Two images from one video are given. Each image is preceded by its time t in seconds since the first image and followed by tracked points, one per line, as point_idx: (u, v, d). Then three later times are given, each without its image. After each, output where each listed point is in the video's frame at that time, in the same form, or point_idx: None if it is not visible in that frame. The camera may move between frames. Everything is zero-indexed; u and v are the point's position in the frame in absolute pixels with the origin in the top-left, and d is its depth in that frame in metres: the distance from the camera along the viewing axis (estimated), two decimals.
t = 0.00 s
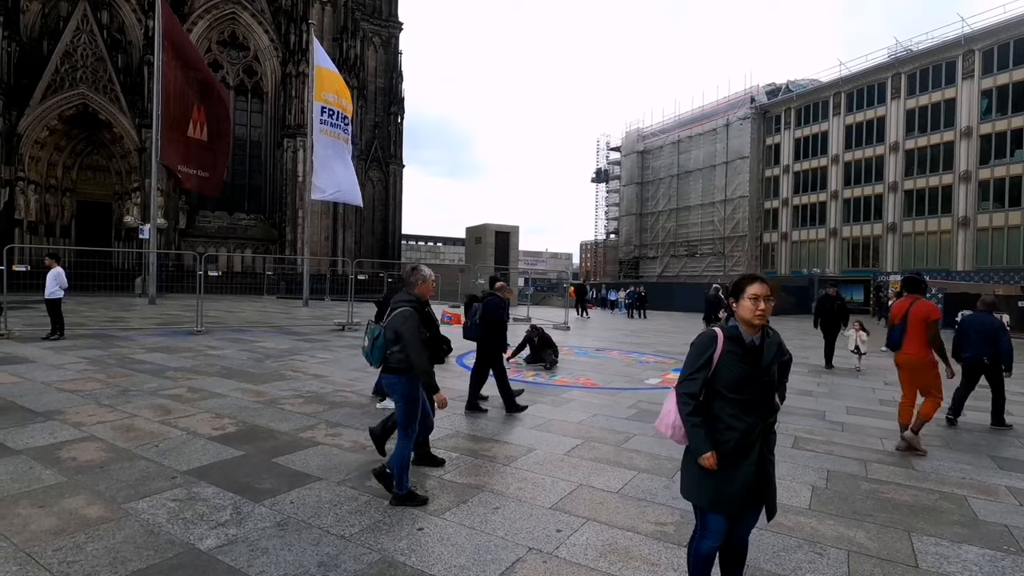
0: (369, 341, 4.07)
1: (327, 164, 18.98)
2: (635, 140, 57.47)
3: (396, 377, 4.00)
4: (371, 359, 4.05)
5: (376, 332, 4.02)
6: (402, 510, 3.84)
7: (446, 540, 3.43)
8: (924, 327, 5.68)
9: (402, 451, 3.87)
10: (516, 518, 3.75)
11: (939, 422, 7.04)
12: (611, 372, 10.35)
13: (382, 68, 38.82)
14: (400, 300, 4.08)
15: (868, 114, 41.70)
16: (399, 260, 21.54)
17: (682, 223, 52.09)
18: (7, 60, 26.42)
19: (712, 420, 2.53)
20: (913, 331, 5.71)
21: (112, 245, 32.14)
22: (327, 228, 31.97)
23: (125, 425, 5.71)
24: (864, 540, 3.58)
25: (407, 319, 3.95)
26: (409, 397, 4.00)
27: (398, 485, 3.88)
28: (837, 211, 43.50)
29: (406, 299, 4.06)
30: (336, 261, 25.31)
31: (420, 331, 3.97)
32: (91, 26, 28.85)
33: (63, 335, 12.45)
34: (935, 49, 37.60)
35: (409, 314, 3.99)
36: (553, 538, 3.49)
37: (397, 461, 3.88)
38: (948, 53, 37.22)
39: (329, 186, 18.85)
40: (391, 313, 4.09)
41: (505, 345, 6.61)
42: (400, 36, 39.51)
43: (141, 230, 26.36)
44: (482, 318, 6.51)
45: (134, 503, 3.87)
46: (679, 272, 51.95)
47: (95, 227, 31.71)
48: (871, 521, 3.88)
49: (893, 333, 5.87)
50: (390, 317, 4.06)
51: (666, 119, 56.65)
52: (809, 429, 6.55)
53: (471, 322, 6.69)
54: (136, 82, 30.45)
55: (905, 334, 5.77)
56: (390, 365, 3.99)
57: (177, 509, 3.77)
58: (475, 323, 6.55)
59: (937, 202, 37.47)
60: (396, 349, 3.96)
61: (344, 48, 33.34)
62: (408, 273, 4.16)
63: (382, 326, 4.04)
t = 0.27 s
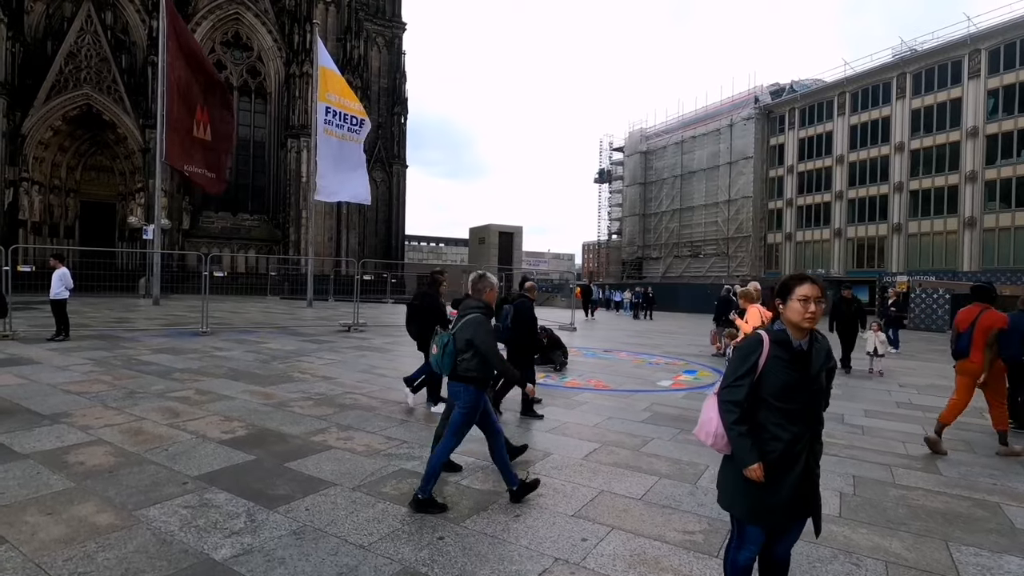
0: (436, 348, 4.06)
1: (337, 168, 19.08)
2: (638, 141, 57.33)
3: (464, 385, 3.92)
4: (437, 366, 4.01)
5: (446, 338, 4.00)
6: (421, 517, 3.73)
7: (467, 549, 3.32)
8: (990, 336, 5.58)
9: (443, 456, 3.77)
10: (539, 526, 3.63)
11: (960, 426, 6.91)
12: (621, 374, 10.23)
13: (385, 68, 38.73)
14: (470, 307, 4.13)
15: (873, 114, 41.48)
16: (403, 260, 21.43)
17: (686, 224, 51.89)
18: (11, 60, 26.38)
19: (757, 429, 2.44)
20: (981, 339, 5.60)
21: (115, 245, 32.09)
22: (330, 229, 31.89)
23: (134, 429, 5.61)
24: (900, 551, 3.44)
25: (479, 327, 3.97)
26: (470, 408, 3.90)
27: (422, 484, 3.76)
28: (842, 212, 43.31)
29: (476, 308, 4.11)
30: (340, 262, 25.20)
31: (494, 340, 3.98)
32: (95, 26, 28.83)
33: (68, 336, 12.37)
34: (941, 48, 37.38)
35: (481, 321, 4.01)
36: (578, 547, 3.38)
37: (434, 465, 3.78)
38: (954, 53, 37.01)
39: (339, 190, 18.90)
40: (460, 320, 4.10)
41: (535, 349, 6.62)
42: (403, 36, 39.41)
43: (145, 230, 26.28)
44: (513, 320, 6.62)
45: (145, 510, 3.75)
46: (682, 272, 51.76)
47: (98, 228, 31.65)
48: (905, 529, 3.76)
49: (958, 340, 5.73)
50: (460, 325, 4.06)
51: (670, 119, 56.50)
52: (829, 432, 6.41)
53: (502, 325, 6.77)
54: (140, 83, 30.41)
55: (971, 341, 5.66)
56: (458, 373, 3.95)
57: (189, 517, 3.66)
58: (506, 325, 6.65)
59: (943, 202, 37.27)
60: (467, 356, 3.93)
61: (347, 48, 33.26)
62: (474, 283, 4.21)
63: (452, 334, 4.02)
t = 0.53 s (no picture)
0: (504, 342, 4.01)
1: (347, 173, 19.07)
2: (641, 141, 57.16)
3: (532, 382, 3.92)
4: (506, 361, 3.98)
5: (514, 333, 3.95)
6: (436, 526, 3.61)
7: (486, 560, 3.21)
8: None
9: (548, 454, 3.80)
10: (558, 536, 3.52)
11: (979, 429, 6.78)
12: (631, 375, 10.11)
13: (389, 68, 38.64)
14: (538, 302, 4.06)
15: (879, 113, 41.23)
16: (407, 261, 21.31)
17: (690, 224, 51.65)
18: (16, 60, 26.34)
19: (796, 440, 2.32)
20: None
21: (119, 246, 32.07)
22: (334, 229, 31.83)
23: (140, 432, 5.51)
24: (933, 562, 3.32)
25: (551, 322, 3.92)
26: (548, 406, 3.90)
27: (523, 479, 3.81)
28: (848, 212, 43.06)
29: (547, 302, 4.05)
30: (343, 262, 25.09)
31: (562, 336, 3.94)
32: (99, 27, 28.81)
33: (73, 337, 12.29)
34: (947, 47, 37.14)
35: (551, 316, 3.98)
36: (601, 558, 3.26)
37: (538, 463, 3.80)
38: (961, 52, 36.75)
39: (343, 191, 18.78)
40: (529, 314, 4.05)
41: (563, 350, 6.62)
42: (407, 36, 39.31)
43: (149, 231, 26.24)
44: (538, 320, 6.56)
45: (152, 518, 3.64)
46: (686, 273, 51.55)
47: (102, 229, 31.61)
48: (935, 539, 3.63)
49: None
50: (528, 320, 3.99)
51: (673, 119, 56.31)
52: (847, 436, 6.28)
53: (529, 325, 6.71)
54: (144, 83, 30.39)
55: None
56: (528, 369, 3.94)
57: (198, 525, 3.55)
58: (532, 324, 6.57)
59: (950, 202, 37.02)
60: (535, 352, 3.92)
61: (351, 48, 33.20)
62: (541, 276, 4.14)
63: (520, 329, 3.97)
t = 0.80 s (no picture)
0: (568, 350, 3.93)
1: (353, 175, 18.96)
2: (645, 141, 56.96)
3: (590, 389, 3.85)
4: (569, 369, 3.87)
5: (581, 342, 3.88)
6: (447, 538, 3.46)
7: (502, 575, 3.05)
8: None
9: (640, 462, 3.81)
10: (577, 549, 3.36)
11: (1000, 434, 6.59)
12: (641, 378, 9.93)
13: (393, 68, 38.53)
14: (605, 310, 3.98)
15: (885, 113, 40.95)
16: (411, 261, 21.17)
17: (694, 225, 51.41)
18: (20, 60, 26.31)
19: (842, 453, 2.17)
20: None
21: (123, 246, 32.03)
22: (338, 229, 31.73)
23: (140, 437, 5.36)
24: None
25: (618, 331, 3.83)
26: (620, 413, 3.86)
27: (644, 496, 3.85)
28: (853, 212, 42.78)
29: (614, 311, 3.96)
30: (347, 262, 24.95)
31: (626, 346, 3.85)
32: (104, 27, 28.78)
33: (75, 338, 12.16)
34: (954, 46, 36.86)
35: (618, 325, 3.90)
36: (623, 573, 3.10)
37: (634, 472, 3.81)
38: (968, 51, 36.47)
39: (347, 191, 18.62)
40: (596, 323, 3.97)
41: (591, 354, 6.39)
42: (411, 36, 39.20)
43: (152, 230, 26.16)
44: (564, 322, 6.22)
45: (152, 528, 3.49)
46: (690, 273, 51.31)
47: (106, 229, 31.59)
48: (971, 553, 3.46)
49: None
50: (594, 328, 3.93)
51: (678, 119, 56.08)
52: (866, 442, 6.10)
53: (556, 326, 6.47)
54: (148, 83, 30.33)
55: None
56: (593, 378, 3.84)
57: (200, 537, 3.40)
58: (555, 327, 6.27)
59: (957, 202, 36.72)
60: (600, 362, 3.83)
61: (355, 48, 33.12)
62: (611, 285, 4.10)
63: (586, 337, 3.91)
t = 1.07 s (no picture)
0: (679, 358, 3.65)
1: (365, 174, 18.75)
2: (650, 141, 56.61)
3: (716, 402, 3.57)
4: (683, 380, 3.59)
5: (694, 349, 3.59)
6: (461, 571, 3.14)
7: None
8: None
9: (702, 482, 3.48)
10: None
11: None
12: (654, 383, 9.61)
13: (396, 68, 38.27)
14: (717, 315, 3.77)
15: (893, 112, 40.52)
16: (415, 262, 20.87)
17: (699, 225, 51.01)
18: (22, 61, 26.11)
19: (934, 490, 1.87)
20: None
21: (126, 248, 31.81)
22: (341, 230, 31.48)
23: (131, 450, 5.05)
24: None
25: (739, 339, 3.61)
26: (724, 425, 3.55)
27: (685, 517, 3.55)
28: (861, 212, 42.35)
29: (727, 316, 3.74)
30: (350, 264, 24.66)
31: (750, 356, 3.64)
32: (106, 28, 28.56)
33: (73, 342, 11.88)
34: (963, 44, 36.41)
35: (736, 330, 3.68)
36: None
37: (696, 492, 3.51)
38: (978, 49, 36.01)
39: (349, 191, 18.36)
40: (708, 329, 3.75)
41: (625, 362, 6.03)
42: (414, 36, 38.93)
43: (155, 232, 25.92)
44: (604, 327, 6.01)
45: (137, 557, 3.17)
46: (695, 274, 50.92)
47: (108, 230, 31.39)
48: None
49: None
50: (709, 336, 3.71)
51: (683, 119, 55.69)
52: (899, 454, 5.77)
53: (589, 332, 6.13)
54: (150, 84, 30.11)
55: None
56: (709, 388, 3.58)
57: (189, 568, 3.09)
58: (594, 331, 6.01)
59: (967, 202, 36.27)
60: (720, 371, 3.60)
61: (358, 48, 32.89)
62: (719, 288, 3.92)
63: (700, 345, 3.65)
